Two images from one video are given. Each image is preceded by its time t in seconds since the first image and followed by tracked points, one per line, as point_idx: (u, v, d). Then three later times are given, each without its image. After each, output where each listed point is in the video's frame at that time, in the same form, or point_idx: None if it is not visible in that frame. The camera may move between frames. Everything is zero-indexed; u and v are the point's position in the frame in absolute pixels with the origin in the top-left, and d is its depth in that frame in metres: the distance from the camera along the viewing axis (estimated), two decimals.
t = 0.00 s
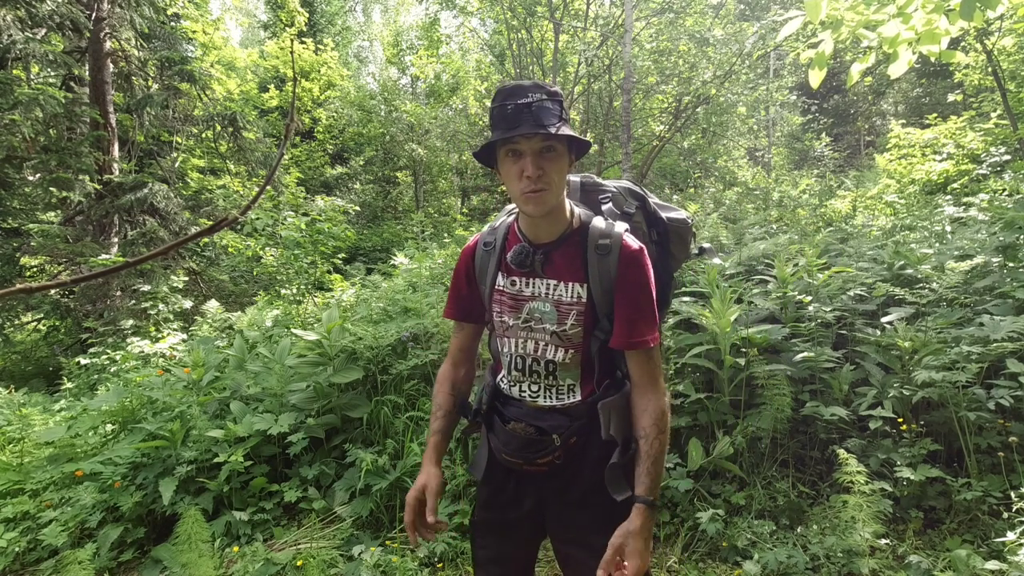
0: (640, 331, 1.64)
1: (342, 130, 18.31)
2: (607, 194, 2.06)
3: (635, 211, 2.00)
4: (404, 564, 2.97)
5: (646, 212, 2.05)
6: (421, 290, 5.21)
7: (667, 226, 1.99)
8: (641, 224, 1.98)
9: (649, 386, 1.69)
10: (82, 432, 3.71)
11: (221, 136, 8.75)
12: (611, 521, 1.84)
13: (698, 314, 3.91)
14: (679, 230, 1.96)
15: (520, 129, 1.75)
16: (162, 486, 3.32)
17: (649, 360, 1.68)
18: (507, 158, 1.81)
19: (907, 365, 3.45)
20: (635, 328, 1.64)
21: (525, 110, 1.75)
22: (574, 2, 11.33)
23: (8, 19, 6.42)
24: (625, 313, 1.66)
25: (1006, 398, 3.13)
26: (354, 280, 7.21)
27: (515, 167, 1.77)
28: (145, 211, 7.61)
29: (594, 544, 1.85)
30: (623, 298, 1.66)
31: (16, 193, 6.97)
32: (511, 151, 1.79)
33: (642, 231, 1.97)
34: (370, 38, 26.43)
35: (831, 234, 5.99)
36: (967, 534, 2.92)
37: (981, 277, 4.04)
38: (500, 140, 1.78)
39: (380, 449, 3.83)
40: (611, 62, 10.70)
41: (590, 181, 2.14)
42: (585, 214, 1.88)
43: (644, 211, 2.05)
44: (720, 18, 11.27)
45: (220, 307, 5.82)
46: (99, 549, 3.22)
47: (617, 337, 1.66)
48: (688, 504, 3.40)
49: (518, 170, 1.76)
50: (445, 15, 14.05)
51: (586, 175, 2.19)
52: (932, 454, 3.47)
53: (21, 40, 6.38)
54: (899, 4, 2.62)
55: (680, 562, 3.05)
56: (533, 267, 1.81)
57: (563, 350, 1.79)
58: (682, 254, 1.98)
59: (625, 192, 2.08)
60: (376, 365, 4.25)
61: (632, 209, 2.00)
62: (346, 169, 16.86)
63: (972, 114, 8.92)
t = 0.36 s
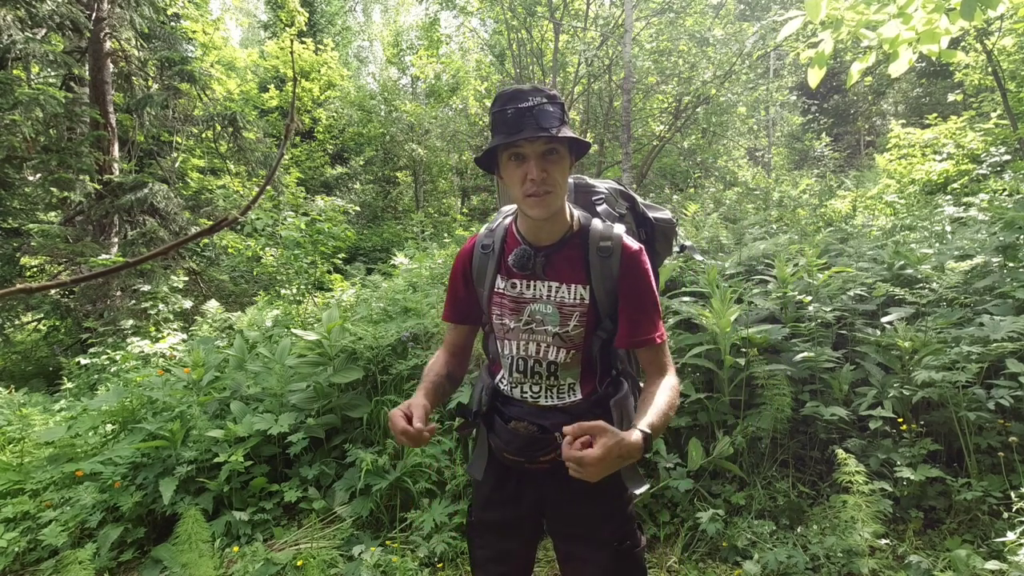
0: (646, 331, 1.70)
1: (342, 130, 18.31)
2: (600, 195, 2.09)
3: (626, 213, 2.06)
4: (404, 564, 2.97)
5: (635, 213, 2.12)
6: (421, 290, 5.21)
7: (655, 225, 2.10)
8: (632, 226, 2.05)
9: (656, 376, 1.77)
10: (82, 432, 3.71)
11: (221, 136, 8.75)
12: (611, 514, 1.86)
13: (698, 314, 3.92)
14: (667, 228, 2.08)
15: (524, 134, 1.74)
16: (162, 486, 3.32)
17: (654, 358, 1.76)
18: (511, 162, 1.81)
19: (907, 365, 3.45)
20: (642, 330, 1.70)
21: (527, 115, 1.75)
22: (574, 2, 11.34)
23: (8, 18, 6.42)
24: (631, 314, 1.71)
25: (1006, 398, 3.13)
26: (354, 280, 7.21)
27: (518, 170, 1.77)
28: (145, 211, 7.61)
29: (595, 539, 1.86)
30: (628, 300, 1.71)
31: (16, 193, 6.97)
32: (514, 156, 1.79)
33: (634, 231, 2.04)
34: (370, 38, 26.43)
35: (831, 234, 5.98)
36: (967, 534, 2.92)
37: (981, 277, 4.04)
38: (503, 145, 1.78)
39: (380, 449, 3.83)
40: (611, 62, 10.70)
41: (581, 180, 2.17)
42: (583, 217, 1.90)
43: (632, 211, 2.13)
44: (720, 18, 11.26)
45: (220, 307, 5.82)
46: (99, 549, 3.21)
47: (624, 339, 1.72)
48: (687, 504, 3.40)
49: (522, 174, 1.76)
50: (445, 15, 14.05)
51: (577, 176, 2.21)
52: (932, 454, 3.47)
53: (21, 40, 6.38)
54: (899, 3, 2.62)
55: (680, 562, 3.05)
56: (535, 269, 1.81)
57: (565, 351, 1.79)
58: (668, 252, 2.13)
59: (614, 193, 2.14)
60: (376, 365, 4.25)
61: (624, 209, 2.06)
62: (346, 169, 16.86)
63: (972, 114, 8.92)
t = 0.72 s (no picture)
0: (637, 333, 1.64)
1: (343, 130, 18.32)
2: (607, 194, 2.06)
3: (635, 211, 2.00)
4: (404, 564, 2.97)
5: (647, 211, 2.04)
6: (421, 290, 5.21)
7: (669, 225, 1.99)
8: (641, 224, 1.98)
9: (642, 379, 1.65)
10: (82, 432, 3.71)
11: (221, 136, 8.75)
12: (610, 517, 1.86)
13: (698, 314, 3.92)
14: (680, 228, 1.97)
15: (498, 126, 1.77)
16: (162, 486, 3.32)
17: (651, 362, 1.67)
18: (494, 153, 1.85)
19: (907, 365, 3.45)
20: (635, 330, 1.65)
21: (506, 110, 1.77)
22: (574, 2, 11.34)
23: (8, 18, 6.42)
24: (623, 314, 1.66)
25: (1006, 398, 3.13)
26: (354, 280, 7.21)
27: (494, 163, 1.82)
28: (145, 211, 7.61)
29: (593, 540, 1.86)
30: (619, 301, 1.67)
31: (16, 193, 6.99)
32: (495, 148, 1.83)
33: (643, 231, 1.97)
34: (370, 38, 26.43)
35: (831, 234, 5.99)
36: (967, 534, 2.92)
37: (981, 277, 4.04)
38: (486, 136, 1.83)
39: (380, 449, 3.83)
40: (611, 62, 10.70)
41: (589, 181, 2.17)
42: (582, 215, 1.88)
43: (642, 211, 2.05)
44: (720, 18, 11.26)
45: (220, 307, 5.83)
46: (99, 549, 3.21)
47: (615, 339, 1.66)
48: (687, 504, 3.40)
49: (495, 166, 1.80)
50: (445, 15, 14.05)
51: (587, 176, 2.22)
52: (932, 454, 3.47)
53: (21, 40, 6.38)
54: (899, 4, 2.62)
55: (680, 562, 3.05)
56: (528, 268, 1.82)
57: (560, 350, 1.79)
58: (683, 258, 1.99)
59: (625, 192, 2.09)
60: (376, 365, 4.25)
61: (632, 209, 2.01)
62: (346, 169, 16.86)
63: (972, 114, 8.91)
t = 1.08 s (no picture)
0: (636, 339, 1.57)
1: (343, 130, 18.32)
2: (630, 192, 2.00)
3: (659, 209, 1.92)
4: (404, 564, 2.97)
5: (673, 211, 1.96)
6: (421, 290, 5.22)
7: (700, 225, 1.92)
8: (665, 222, 1.90)
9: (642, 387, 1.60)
10: (82, 432, 3.71)
11: (221, 136, 8.75)
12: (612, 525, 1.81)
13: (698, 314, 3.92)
14: (714, 230, 1.90)
15: (494, 126, 1.79)
16: (162, 486, 3.32)
17: (652, 368, 1.61)
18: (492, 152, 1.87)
19: (907, 365, 3.45)
20: (634, 334, 1.58)
21: (504, 111, 1.79)
22: (574, 3, 11.35)
23: (8, 18, 6.41)
24: (622, 318, 1.60)
25: (1006, 398, 3.13)
26: (354, 280, 7.21)
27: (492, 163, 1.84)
28: (145, 211, 7.62)
29: (596, 551, 1.81)
30: (619, 303, 1.60)
31: (16, 193, 7.00)
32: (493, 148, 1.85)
33: (667, 231, 1.89)
34: (370, 38, 26.42)
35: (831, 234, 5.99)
36: (967, 534, 2.92)
37: (981, 277, 4.04)
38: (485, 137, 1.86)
39: (380, 449, 3.84)
40: (611, 62, 10.70)
41: (612, 179, 2.12)
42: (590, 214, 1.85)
43: (674, 207, 1.98)
44: (720, 18, 11.25)
45: (220, 307, 5.83)
46: (99, 549, 3.21)
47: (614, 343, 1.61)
48: (688, 504, 3.40)
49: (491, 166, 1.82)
50: (445, 15, 14.05)
51: (610, 174, 2.18)
52: (932, 455, 3.47)
53: (21, 40, 6.38)
54: (899, 5, 2.62)
55: (680, 562, 3.05)
56: (534, 268, 1.84)
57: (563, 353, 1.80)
58: (725, 255, 1.90)
59: (651, 189, 2.00)
60: (376, 365, 4.25)
61: (653, 208, 1.92)
62: (346, 169, 16.87)
63: (972, 114, 8.90)
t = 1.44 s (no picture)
0: (644, 343, 1.56)
1: (343, 130, 18.32)
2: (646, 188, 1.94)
3: (678, 207, 1.87)
4: (405, 565, 2.97)
5: (694, 209, 1.91)
6: (421, 290, 5.22)
7: (723, 223, 1.89)
8: (685, 220, 1.85)
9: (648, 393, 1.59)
10: (82, 432, 3.71)
11: (222, 136, 8.75)
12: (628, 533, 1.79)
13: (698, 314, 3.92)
14: (735, 226, 1.88)
15: (502, 131, 1.80)
16: (162, 486, 3.32)
17: (661, 373, 1.58)
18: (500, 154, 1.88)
19: (907, 365, 3.45)
20: (641, 338, 1.56)
21: (513, 113, 1.79)
22: (574, 3, 11.35)
23: (8, 18, 6.41)
24: (631, 321, 1.59)
25: (1006, 398, 3.13)
26: (354, 280, 7.21)
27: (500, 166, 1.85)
28: (145, 211, 7.62)
29: (611, 558, 1.80)
30: (628, 307, 1.59)
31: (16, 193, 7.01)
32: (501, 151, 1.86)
33: (687, 229, 1.84)
34: (370, 38, 26.42)
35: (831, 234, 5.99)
36: (967, 534, 2.92)
37: (981, 278, 4.04)
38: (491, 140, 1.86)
39: (380, 449, 3.84)
40: (611, 62, 10.70)
41: (629, 178, 2.09)
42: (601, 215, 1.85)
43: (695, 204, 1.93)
44: (721, 18, 11.25)
45: (220, 307, 5.83)
46: (99, 549, 3.22)
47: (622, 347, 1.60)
48: (687, 505, 3.40)
49: (500, 170, 1.84)
50: (445, 15, 14.05)
51: (626, 173, 2.15)
52: (932, 455, 3.47)
53: (21, 40, 6.38)
54: (899, 5, 2.63)
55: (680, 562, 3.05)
56: (545, 272, 1.85)
57: (576, 358, 1.80)
58: (748, 251, 1.89)
59: (670, 186, 1.94)
60: (376, 365, 4.25)
61: (670, 207, 1.86)
62: (346, 169, 16.87)
63: (972, 114, 8.90)
